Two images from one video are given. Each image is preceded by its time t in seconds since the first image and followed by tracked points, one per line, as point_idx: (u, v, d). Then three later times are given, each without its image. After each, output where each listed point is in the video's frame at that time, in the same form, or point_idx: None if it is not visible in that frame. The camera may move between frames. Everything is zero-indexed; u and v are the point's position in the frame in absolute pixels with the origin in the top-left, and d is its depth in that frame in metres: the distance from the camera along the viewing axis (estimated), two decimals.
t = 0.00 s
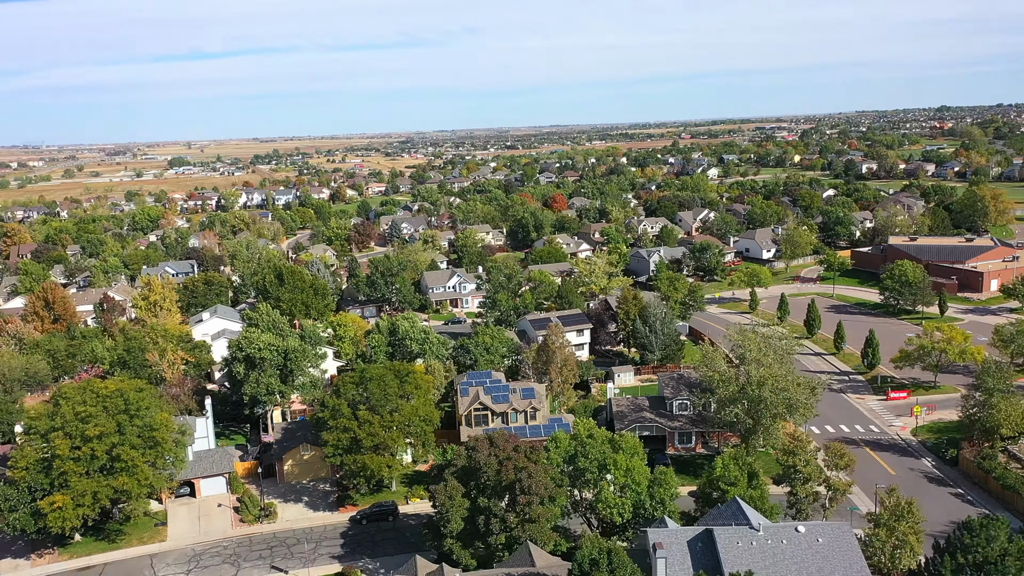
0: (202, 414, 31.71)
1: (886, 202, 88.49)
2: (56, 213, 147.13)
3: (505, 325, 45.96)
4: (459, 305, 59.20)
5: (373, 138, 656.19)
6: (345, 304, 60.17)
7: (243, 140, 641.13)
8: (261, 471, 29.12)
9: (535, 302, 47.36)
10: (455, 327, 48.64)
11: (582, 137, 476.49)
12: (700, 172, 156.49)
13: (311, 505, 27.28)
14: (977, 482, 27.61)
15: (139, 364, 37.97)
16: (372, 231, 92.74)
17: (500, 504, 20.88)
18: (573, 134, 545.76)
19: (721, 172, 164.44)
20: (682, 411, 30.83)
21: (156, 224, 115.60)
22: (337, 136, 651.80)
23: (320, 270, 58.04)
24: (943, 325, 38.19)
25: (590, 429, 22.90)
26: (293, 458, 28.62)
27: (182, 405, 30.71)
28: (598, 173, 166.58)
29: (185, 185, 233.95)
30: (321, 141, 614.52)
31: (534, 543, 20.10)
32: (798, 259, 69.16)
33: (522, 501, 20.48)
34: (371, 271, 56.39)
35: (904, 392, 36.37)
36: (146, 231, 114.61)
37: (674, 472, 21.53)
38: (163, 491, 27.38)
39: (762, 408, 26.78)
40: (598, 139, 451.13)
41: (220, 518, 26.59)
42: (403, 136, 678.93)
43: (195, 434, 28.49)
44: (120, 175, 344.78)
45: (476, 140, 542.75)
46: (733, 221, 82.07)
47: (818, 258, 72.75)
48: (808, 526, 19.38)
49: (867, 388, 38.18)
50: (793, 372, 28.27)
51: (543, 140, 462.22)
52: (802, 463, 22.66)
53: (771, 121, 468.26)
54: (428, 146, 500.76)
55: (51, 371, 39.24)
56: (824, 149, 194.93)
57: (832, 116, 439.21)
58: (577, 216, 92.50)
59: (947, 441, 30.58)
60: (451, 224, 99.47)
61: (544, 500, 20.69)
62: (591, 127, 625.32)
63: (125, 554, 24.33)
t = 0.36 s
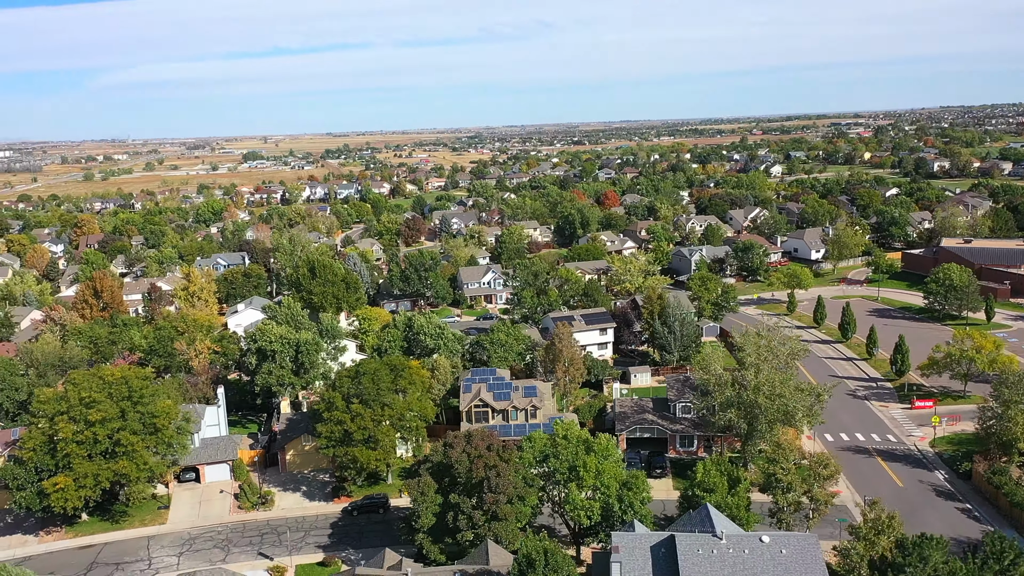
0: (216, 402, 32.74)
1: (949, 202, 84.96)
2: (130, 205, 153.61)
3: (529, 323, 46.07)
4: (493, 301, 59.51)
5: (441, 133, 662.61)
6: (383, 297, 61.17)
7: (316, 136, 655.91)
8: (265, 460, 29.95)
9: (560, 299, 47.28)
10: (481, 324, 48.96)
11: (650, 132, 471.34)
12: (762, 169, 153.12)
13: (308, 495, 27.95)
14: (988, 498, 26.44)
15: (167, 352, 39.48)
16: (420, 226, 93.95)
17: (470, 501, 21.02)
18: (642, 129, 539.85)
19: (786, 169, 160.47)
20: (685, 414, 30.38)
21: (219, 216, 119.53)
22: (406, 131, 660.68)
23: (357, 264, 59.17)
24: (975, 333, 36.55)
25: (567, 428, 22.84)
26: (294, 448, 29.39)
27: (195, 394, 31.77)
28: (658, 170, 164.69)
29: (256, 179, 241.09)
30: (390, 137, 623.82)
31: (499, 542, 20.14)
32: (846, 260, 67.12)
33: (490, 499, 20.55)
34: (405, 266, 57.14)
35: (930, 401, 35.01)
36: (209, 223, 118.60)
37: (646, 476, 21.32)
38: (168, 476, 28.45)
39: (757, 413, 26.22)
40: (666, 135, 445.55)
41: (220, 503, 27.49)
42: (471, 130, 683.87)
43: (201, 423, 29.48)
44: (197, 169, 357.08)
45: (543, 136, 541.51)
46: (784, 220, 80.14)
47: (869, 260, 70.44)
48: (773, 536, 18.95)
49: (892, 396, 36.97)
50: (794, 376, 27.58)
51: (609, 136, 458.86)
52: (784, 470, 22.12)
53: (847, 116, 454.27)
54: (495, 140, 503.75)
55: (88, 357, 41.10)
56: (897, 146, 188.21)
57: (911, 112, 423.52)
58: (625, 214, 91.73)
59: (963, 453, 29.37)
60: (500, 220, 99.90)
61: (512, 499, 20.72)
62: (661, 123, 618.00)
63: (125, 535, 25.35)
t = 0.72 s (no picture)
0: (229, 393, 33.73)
1: (1014, 204, 81.21)
2: (197, 198, 159.20)
3: (551, 322, 46.06)
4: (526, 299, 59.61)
5: (507, 129, 665.16)
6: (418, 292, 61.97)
7: (384, 131, 666.87)
8: (270, 449, 30.74)
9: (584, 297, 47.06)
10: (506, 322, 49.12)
11: (716, 129, 463.60)
12: (824, 167, 149.07)
13: (306, 486, 28.59)
14: (995, 515, 25.36)
15: (194, 342, 40.87)
16: (467, 222, 94.66)
17: (440, 498, 21.18)
18: (709, 126, 531.62)
19: (850, 168, 155.87)
20: (686, 417, 29.96)
21: (276, 210, 122.80)
22: (472, 127, 665.73)
23: (392, 259, 60.05)
24: (1006, 342, 34.99)
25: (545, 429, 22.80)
26: (297, 440, 30.12)
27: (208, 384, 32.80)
28: (716, 168, 162.11)
29: (320, 174, 246.61)
30: (456, 132, 629.75)
31: (465, 540, 20.26)
32: (894, 263, 64.91)
33: (457, 497, 20.64)
34: (437, 261, 57.72)
35: (953, 413, 33.75)
36: (267, 216, 121.90)
37: (617, 480, 21.17)
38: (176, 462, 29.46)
39: (751, 419, 25.65)
40: (733, 132, 437.57)
41: (222, 490, 28.34)
42: (537, 127, 684.10)
43: (209, 412, 30.42)
44: (267, 163, 366.83)
45: (608, 132, 539.42)
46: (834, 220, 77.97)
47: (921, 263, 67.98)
48: (736, 546, 18.60)
49: (916, 405, 35.74)
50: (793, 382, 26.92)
51: (675, 132, 453.17)
52: (763, 478, 21.62)
53: (925, 113, 438.14)
54: (560, 136, 503.31)
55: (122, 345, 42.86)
56: (972, 145, 180.75)
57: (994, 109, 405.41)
58: (672, 212, 90.60)
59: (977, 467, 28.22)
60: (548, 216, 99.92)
61: (482, 498, 20.77)
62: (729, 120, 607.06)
63: (128, 518, 26.40)
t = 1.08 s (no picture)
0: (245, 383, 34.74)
1: None
2: (264, 192, 163.98)
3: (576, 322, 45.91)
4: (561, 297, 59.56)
5: (576, 125, 662.80)
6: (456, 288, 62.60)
7: (454, 127, 672.74)
8: (278, 439, 31.62)
9: (609, 296, 46.67)
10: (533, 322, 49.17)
11: (790, 125, 452.04)
12: (895, 166, 143.90)
13: (307, 476, 29.31)
14: (999, 535, 24.26)
15: (225, 332, 42.30)
16: (516, 219, 94.97)
17: (413, 494, 21.46)
18: (783, 123, 518.64)
19: (923, 167, 150.07)
20: (689, 422, 29.57)
21: (335, 205, 125.49)
22: (542, 123, 665.76)
23: (430, 255, 60.80)
24: None
25: (523, 429, 22.87)
26: (303, 431, 30.92)
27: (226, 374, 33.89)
28: (782, 166, 158.28)
29: (386, 169, 250.72)
30: (525, 128, 630.89)
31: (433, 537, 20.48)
32: (949, 268, 62.39)
33: (427, 493, 20.88)
34: (473, 258, 58.17)
35: (978, 426, 32.37)
36: (326, 211, 124.69)
37: (589, 484, 21.09)
38: (187, 448, 30.57)
39: (743, 425, 25.18)
40: (808, 129, 425.96)
41: (227, 478, 29.32)
42: (606, 123, 679.40)
43: (220, 401, 31.42)
44: (338, 159, 374.71)
45: (679, 129, 531.89)
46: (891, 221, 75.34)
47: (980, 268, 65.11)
48: (695, 556, 18.32)
49: (942, 417, 34.37)
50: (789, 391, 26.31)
51: (747, 129, 443.80)
52: (738, 486, 21.17)
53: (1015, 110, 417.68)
54: (629, 133, 498.80)
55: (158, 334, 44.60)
56: None
57: None
58: (723, 211, 89.02)
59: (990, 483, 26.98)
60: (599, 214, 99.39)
61: (452, 495, 20.96)
62: (805, 116, 590.91)
63: (135, 501, 27.55)
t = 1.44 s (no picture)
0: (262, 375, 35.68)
1: None
2: (324, 187, 167.61)
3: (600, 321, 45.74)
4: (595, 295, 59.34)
5: (642, 121, 656.36)
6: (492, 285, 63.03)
7: (519, 124, 674.03)
8: (288, 431, 32.42)
9: (634, 296, 46.28)
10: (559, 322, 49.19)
11: (864, 122, 438.36)
12: (966, 165, 138.30)
13: (311, 468, 29.98)
14: (1001, 553, 23.25)
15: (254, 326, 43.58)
16: (563, 216, 94.92)
17: (389, 489, 21.83)
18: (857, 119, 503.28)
19: (998, 166, 143.88)
20: (690, 426, 29.15)
21: (389, 201, 127.49)
22: (607, 120, 661.50)
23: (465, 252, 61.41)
24: None
25: (503, 427, 22.97)
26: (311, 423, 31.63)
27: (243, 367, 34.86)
28: (846, 164, 153.88)
29: (447, 165, 253.11)
30: (590, 125, 628.00)
31: (405, 532, 20.81)
32: (1004, 272, 59.80)
33: (401, 489, 21.23)
34: (506, 255, 58.42)
35: (1002, 438, 31.06)
36: (380, 206, 126.77)
37: (561, 484, 21.06)
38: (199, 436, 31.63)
39: (733, 430, 24.78)
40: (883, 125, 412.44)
41: (234, 467, 30.18)
42: (673, 119, 670.98)
43: (232, 392, 32.36)
44: (402, 155, 379.98)
45: (747, 125, 521.64)
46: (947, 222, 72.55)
47: None
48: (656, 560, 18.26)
49: (967, 428, 33.08)
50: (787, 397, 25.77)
51: (818, 125, 432.27)
52: (710, 493, 20.76)
53: None
54: (695, 129, 491.62)
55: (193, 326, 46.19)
56: None
57: None
58: (773, 211, 87.14)
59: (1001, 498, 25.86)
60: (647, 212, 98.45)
61: (425, 492, 21.27)
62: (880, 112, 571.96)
63: (144, 486, 28.65)
